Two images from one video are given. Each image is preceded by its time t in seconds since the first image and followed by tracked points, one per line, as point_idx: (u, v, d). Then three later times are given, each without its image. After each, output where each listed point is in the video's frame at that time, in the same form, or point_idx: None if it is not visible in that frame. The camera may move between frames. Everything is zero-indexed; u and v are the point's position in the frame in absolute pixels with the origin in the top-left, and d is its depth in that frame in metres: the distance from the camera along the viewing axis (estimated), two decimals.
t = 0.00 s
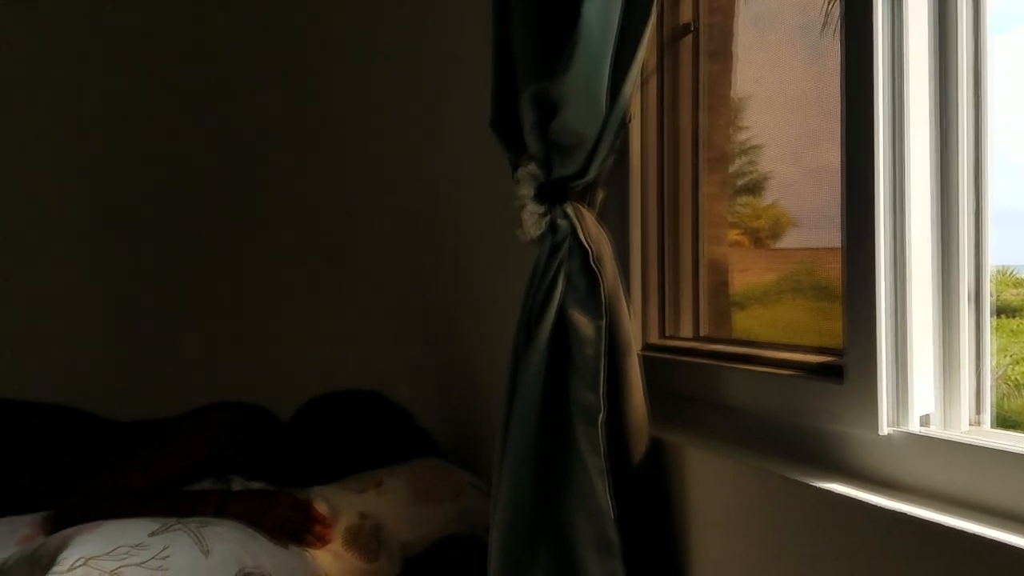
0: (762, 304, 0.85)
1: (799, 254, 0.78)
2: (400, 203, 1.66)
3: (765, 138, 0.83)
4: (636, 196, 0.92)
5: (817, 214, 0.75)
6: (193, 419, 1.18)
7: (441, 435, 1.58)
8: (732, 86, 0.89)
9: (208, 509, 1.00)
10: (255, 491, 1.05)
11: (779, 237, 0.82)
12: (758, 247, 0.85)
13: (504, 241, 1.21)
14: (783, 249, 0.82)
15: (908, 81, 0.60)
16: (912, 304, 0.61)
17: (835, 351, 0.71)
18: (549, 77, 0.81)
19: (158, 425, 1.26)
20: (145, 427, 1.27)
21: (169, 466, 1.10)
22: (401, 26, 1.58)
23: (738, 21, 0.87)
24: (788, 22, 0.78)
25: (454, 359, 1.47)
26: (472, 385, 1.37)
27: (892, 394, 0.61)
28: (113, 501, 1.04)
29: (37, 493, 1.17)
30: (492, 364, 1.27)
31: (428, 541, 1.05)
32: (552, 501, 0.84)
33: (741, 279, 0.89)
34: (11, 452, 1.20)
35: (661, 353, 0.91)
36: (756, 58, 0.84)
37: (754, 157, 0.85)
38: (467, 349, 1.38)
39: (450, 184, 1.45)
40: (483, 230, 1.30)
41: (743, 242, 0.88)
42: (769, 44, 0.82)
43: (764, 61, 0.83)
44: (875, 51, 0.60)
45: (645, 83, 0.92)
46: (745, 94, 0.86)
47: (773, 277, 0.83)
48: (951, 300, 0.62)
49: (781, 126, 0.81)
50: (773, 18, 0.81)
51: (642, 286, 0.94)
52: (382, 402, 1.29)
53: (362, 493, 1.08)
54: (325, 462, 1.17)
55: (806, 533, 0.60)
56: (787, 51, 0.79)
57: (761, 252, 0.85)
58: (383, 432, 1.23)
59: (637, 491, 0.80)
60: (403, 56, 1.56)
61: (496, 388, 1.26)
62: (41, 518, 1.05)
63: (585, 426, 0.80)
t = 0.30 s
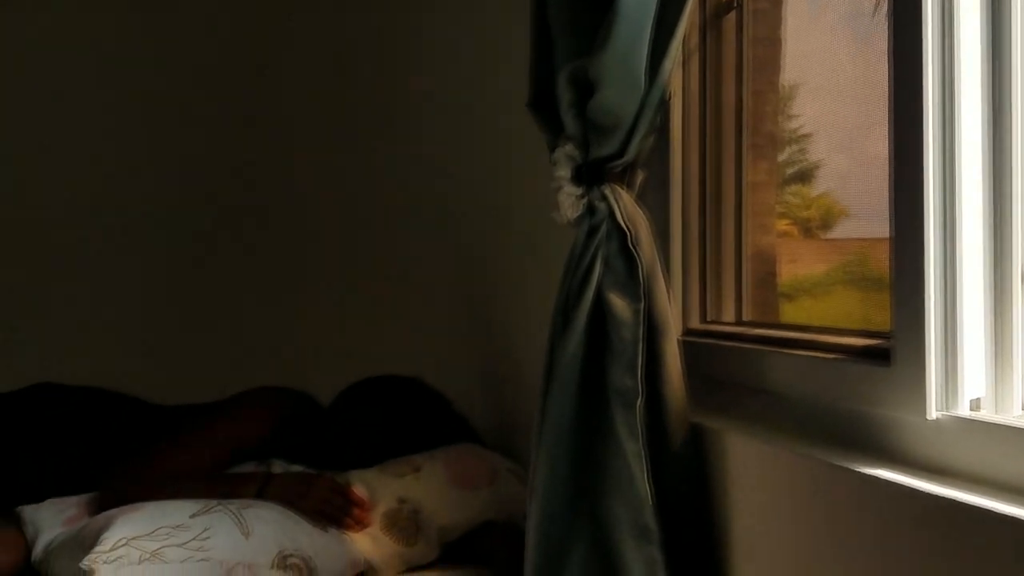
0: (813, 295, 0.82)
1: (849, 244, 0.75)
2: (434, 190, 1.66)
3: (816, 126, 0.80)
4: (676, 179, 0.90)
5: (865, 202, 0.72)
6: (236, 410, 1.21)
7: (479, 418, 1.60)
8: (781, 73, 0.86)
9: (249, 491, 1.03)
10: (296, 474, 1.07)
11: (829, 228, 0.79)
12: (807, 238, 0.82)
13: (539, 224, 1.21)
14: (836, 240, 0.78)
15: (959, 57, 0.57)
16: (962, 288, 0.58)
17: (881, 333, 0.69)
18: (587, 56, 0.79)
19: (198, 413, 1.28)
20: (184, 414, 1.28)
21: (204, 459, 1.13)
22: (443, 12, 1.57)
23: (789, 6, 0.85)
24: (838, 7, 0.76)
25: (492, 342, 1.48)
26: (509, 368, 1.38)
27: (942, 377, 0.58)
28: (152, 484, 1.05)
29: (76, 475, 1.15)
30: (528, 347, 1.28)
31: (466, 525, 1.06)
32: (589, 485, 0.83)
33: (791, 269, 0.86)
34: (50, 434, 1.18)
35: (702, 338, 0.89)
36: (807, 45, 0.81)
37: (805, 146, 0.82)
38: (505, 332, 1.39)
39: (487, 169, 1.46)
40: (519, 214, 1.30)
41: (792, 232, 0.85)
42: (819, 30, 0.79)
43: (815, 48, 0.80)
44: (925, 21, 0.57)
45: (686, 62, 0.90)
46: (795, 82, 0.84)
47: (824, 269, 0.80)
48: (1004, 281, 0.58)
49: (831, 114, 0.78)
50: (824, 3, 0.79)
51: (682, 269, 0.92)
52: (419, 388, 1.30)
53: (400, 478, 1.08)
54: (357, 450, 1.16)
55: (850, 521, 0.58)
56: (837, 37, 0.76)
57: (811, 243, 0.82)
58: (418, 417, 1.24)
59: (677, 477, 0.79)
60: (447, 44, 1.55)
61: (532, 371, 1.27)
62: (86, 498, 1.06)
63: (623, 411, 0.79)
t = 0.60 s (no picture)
0: (860, 285, 0.79)
1: (899, 235, 0.73)
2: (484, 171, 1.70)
3: (867, 113, 0.78)
4: (719, 156, 0.89)
5: (917, 192, 0.70)
6: (272, 386, 1.17)
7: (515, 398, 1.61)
8: (828, 59, 0.84)
9: (289, 469, 1.04)
10: (335, 453, 1.08)
11: (879, 217, 0.77)
12: (855, 227, 0.80)
13: (574, 202, 1.21)
14: (886, 229, 0.75)
15: (1014, 27, 0.55)
16: (1014, 272, 0.55)
17: (930, 312, 0.66)
18: (628, 29, 0.78)
19: (236, 395, 1.30)
20: (223, 395, 1.29)
21: (243, 439, 1.11)
22: None
23: None
24: None
25: (528, 323, 1.48)
26: (544, 348, 1.39)
27: (993, 356, 0.55)
28: (192, 459, 1.05)
29: (120, 456, 1.18)
30: (563, 327, 1.28)
31: (503, 508, 1.06)
32: (627, 467, 0.82)
33: (836, 258, 0.83)
34: (94, 413, 1.20)
35: (743, 319, 0.88)
36: (856, 29, 0.79)
37: (852, 134, 0.81)
38: (541, 312, 1.40)
39: (524, 151, 1.46)
40: (555, 193, 1.30)
41: (839, 220, 0.83)
42: (869, 13, 0.77)
43: (864, 31, 0.78)
44: None
45: (728, 37, 0.89)
46: (845, 68, 0.81)
47: (872, 258, 0.78)
48: None
49: (883, 100, 0.76)
50: None
51: (725, 247, 0.90)
52: (456, 370, 1.30)
53: (439, 459, 1.09)
54: (392, 439, 1.17)
55: (891, 506, 0.57)
56: (888, 21, 0.74)
57: (858, 232, 0.80)
58: (454, 403, 1.25)
59: (717, 460, 0.78)
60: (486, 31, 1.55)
61: (567, 351, 1.27)
62: (131, 476, 1.09)
63: (662, 391, 0.77)
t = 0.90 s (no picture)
0: (901, 272, 0.77)
1: (942, 221, 0.71)
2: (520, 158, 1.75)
3: (909, 98, 0.76)
4: (758, 136, 0.87)
5: (961, 178, 0.68)
6: (311, 368, 1.16)
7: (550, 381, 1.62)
8: (869, 40, 0.81)
9: (325, 450, 1.05)
10: (370, 435, 1.08)
11: (921, 204, 0.74)
12: (897, 213, 0.78)
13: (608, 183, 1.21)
14: (928, 215, 0.73)
15: None
16: None
17: (975, 295, 0.64)
18: (665, 7, 0.77)
19: (272, 378, 1.31)
20: (259, 376, 1.31)
21: (280, 421, 1.09)
22: None
23: None
24: None
25: (562, 306, 1.49)
26: (578, 330, 1.39)
27: None
28: (228, 438, 1.05)
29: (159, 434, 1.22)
30: (596, 309, 1.28)
31: (537, 492, 1.06)
32: (662, 450, 0.82)
33: (880, 246, 0.80)
34: (127, 393, 1.23)
35: (783, 301, 0.86)
36: (898, 11, 0.77)
37: (896, 118, 0.78)
38: (575, 295, 1.40)
39: (557, 137, 1.46)
40: (589, 174, 1.30)
41: (881, 207, 0.80)
42: None
43: (905, 13, 0.76)
44: None
45: (768, 15, 0.88)
46: (888, 52, 0.79)
47: (916, 245, 0.75)
48: None
49: (927, 82, 0.73)
50: None
51: (766, 228, 0.89)
52: (488, 356, 1.32)
53: (472, 442, 1.10)
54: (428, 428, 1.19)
55: (935, 490, 0.56)
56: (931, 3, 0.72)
57: (901, 217, 0.77)
58: (486, 390, 1.26)
59: (753, 444, 0.77)
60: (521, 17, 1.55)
61: (600, 333, 1.27)
62: (172, 456, 1.12)
63: (698, 374, 0.77)
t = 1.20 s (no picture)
0: (937, 261, 0.75)
1: (980, 210, 0.70)
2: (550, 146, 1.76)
3: (948, 82, 0.74)
4: (794, 117, 0.85)
5: (1004, 165, 0.67)
6: (346, 348, 1.17)
7: (578, 367, 1.62)
8: (908, 22, 0.80)
9: (356, 432, 1.06)
10: (401, 417, 1.09)
11: (959, 192, 0.73)
12: (934, 202, 0.76)
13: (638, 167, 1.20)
14: (965, 204, 0.72)
15: None
16: None
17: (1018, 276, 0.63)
18: None
19: (303, 361, 1.33)
20: (290, 360, 1.33)
21: (315, 401, 1.10)
22: None
23: None
24: None
25: (591, 292, 1.49)
26: (608, 316, 1.39)
27: None
28: (264, 418, 1.05)
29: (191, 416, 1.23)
30: (627, 295, 1.28)
31: (566, 477, 1.06)
32: (693, 433, 0.81)
33: (916, 235, 0.79)
34: (164, 370, 1.25)
35: (816, 284, 0.85)
36: None
37: (933, 103, 0.77)
38: (604, 281, 1.39)
39: (587, 124, 1.47)
40: (620, 159, 1.29)
41: (918, 194, 0.79)
42: None
43: None
44: None
45: None
46: (926, 35, 0.77)
47: (950, 234, 0.74)
48: None
49: (966, 65, 0.72)
50: None
51: (802, 212, 0.86)
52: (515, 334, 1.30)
53: (502, 425, 1.09)
54: (459, 410, 1.22)
55: (965, 478, 0.56)
56: None
57: (937, 207, 0.76)
58: (516, 371, 1.25)
59: (788, 428, 0.76)
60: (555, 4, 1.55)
61: (630, 319, 1.27)
62: (207, 436, 1.13)
63: (731, 357, 0.76)
